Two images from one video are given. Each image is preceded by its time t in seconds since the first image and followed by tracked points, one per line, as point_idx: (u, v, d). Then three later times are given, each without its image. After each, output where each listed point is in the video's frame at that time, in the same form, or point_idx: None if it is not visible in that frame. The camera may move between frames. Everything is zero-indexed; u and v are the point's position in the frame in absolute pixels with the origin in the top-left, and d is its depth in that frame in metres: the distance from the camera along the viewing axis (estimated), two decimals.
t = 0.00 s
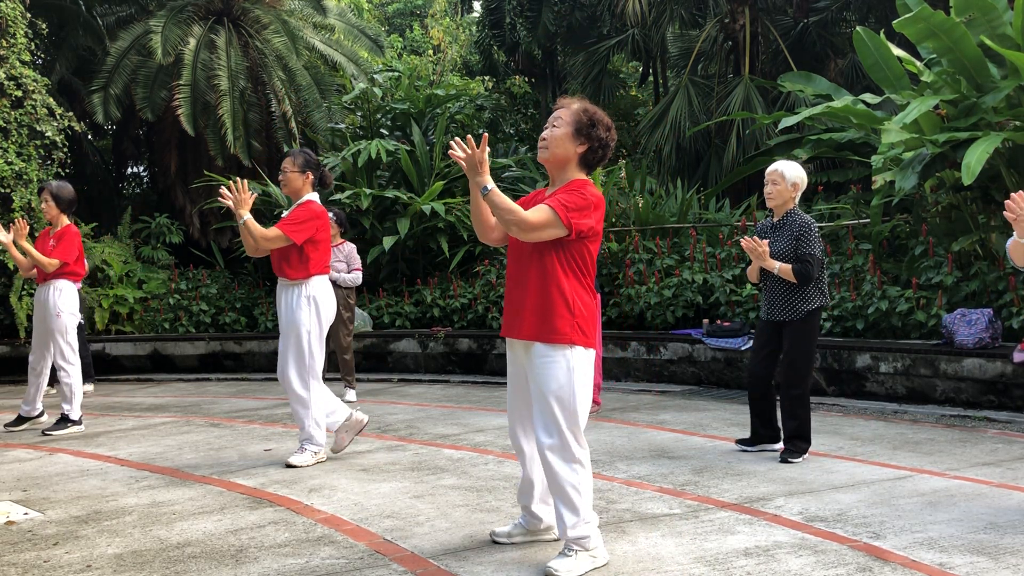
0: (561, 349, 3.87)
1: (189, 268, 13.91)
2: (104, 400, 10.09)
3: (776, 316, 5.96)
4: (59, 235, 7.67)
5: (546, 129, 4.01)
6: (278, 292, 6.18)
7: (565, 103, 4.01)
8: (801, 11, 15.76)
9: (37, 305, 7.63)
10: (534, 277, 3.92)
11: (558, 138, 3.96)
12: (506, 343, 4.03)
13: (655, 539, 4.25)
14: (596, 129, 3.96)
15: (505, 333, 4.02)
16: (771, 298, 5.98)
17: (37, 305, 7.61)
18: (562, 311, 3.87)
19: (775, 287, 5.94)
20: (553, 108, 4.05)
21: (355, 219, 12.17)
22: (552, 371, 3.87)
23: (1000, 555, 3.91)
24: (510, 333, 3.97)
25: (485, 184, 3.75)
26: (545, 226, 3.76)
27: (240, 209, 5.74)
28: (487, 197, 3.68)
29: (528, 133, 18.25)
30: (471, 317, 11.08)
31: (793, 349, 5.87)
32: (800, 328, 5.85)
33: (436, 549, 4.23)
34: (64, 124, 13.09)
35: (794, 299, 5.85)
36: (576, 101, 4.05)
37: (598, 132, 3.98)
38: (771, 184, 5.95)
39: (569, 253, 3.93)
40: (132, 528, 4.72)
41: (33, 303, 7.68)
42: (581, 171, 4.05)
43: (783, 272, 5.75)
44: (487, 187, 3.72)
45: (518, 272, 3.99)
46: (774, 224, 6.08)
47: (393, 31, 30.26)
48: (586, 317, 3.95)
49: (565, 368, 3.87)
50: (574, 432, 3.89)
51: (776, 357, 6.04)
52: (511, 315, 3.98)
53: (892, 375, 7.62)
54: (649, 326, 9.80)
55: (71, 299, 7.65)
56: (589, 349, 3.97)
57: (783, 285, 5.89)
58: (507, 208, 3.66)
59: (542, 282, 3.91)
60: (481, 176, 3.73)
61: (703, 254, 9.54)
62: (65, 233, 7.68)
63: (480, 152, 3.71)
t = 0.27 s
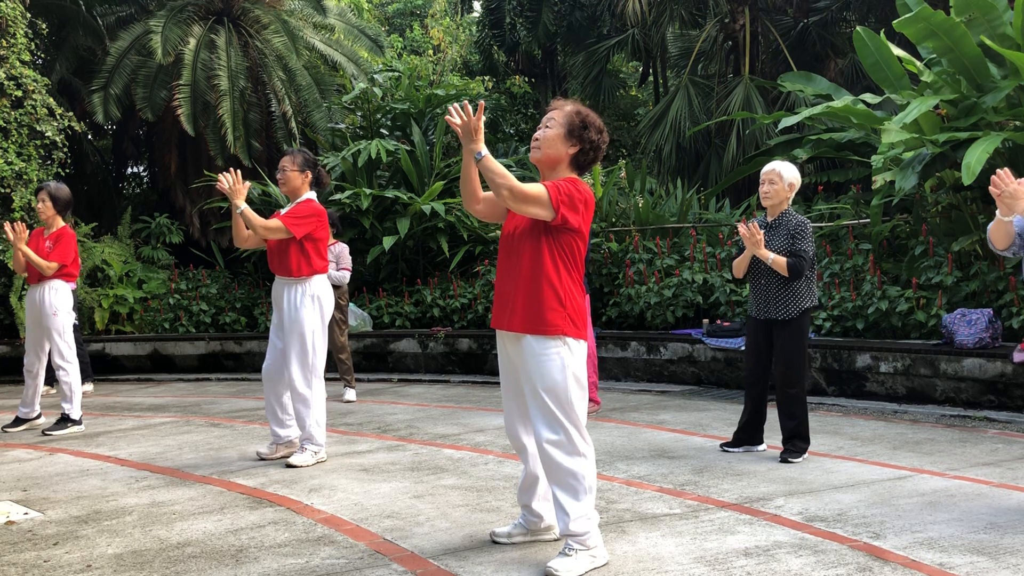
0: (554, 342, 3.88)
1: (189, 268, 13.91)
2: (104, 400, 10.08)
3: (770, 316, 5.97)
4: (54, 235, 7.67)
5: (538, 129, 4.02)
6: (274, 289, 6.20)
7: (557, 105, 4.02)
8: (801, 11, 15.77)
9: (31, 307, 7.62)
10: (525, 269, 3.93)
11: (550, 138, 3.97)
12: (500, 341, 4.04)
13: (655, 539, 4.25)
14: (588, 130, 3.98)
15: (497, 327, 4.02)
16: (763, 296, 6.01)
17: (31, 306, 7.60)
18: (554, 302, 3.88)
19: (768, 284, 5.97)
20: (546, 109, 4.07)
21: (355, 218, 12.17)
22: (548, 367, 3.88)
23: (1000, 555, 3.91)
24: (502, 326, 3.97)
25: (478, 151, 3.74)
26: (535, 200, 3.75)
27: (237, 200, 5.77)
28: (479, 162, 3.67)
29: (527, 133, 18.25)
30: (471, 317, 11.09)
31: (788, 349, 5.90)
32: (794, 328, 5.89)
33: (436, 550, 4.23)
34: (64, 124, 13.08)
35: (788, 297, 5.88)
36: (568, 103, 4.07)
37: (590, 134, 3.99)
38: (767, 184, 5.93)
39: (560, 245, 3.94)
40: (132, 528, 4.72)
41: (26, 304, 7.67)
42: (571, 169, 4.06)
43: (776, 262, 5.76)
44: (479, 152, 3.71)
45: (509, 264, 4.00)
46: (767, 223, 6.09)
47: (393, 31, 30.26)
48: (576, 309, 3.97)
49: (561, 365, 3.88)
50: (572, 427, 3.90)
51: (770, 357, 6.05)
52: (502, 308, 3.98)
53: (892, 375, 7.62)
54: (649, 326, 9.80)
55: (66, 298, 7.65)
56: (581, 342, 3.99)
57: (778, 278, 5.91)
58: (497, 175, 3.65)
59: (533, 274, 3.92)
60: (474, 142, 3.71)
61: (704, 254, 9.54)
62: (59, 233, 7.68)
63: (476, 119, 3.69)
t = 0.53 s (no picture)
0: (550, 336, 3.89)
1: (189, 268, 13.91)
2: (104, 400, 10.08)
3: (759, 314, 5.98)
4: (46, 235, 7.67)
5: (534, 130, 4.03)
6: (265, 285, 6.18)
7: (552, 106, 4.04)
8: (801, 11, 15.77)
9: (24, 307, 7.62)
10: (520, 260, 3.93)
11: (545, 138, 3.97)
12: (497, 340, 4.04)
13: (655, 539, 4.25)
14: (583, 131, 3.99)
15: (493, 322, 4.02)
16: (751, 292, 6.01)
17: (23, 307, 7.60)
18: (549, 294, 3.89)
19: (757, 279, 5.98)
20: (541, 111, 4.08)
21: (355, 218, 12.17)
22: (545, 365, 3.88)
23: (1000, 555, 3.91)
24: (498, 321, 3.96)
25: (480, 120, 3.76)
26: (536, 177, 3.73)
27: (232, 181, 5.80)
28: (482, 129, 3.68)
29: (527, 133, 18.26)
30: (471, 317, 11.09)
31: (781, 348, 5.91)
32: (785, 325, 5.91)
33: (436, 550, 4.23)
34: (64, 124, 13.08)
35: (778, 293, 5.89)
36: (565, 105, 4.08)
37: (585, 135, 4.00)
38: (762, 183, 5.98)
39: (556, 237, 3.95)
40: (132, 528, 4.72)
41: (18, 305, 7.66)
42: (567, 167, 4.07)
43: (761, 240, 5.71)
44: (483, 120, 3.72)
45: (504, 257, 4.00)
46: (760, 222, 6.11)
47: (393, 31, 30.28)
48: (572, 303, 3.97)
49: (558, 362, 3.88)
50: (571, 425, 3.90)
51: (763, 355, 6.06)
52: (498, 301, 3.98)
53: (892, 375, 7.62)
54: (649, 326, 9.80)
55: (57, 297, 7.64)
56: (577, 338, 3.99)
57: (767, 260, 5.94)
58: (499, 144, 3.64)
59: (528, 265, 3.92)
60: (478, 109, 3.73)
61: (704, 254, 9.54)
62: (51, 233, 7.68)
63: (479, 88, 3.72)
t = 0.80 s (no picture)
0: (548, 332, 3.88)
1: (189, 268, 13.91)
2: (104, 400, 10.08)
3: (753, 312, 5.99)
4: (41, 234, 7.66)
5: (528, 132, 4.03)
6: (261, 284, 6.17)
7: (546, 106, 4.04)
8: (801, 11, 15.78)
9: (19, 307, 7.62)
10: (519, 255, 3.93)
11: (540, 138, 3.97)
12: (496, 340, 4.04)
13: (655, 539, 4.25)
14: (577, 129, 3.99)
15: (492, 320, 4.02)
16: (746, 290, 6.02)
17: (17, 307, 7.61)
18: (548, 288, 3.88)
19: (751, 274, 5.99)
20: (535, 111, 4.08)
21: (355, 218, 12.17)
22: (544, 365, 3.88)
23: (1000, 555, 3.91)
24: (497, 317, 3.97)
25: (491, 94, 3.82)
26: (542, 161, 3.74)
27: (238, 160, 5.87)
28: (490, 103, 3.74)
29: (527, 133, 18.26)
30: (472, 318, 11.10)
31: (776, 347, 5.92)
32: (780, 322, 5.90)
33: (436, 550, 4.23)
34: (64, 124, 13.08)
35: (772, 289, 5.89)
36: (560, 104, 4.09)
37: (580, 133, 4.00)
38: (759, 183, 5.97)
39: (555, 232, 3.94)
40: (132, 529, 4.73)
41: (14, 306, 7.66)
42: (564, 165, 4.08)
43: (752, 210, 5.79)
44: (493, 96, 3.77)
45: (503, 253, 4.00)
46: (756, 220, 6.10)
47: (393, 31, 30.29)
48: (570, 297, 3.97)
49: (557, 361, 3.88)
50: (570, 424, 3.90)
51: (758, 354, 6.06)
52: (497, 298, 3.98)
53: (892, 375, 7.62)
54: (649, 326, 9.80)
55: (52, 296, 7.65)
56: (576, 335, 3.99)
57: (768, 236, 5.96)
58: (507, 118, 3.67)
59: (527, 260, 3.91)
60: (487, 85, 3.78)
61: (704, 254, 9.54)
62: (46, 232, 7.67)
63: (490, 61, 3.79)
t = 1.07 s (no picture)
0: (548, 330, 3.88)
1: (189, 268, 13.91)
2: (104, 400, 10.08)
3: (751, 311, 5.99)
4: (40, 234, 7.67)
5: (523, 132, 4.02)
6: (258, 283, 6.16)
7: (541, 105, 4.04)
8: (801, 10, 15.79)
9: (18, 307, 7.62)
10: (519, 253, 3.93)
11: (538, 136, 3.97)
12: (496, 340, 4.04)
13: (655, 539, 4.25)
14: (572, 126, 3.99)
15: (493, 318, 4.02)
16: (744, 285, 6.01)
17: (16, 307, 7.62)
18: (548, 286, 3.88)
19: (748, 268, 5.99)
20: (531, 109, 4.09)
21: (355, 218, 12.17)
22: (544, 365, 3.88)
23: (1001, 555, 3.91)
24: (498, 316, 3.97)
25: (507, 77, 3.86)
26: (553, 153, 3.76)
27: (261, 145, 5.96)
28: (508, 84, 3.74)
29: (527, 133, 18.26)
30: (472, 318, 11.10)
31: (774, 347, 5.92)
32: (777, 320, 5.90)
33: (436, 550, 4.23)
34: (64, 124, 13.09)
35: (768, 285, 5.89)
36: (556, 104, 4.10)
37: (575, 131, 4.00)
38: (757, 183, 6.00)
39: (555, 229, 3.93)
40: (132, 529, 4.73)
41: (12, 306, 7.65)
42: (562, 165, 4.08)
43: (751, 185, 5.82)
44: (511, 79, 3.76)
45: (503, 251, 4.00)
46: (753, 219, 6.10)
47: (393, 31, 30.29)
48: (570, 295, 3.97)
49: (557, 361, 3.89)
50: (570, 424, 3.90)
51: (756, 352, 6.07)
52: (497, 296, 3.98)
53: (892, 375, 7.62)
54: (649, 326, 9.80)
55: (51, 296, 7.65)
56: (575, 334, 3.99)
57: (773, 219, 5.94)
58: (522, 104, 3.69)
59: (528, 258, 3.91)
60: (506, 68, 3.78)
61: (704, 254, 9.54)
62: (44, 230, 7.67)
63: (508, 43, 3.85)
